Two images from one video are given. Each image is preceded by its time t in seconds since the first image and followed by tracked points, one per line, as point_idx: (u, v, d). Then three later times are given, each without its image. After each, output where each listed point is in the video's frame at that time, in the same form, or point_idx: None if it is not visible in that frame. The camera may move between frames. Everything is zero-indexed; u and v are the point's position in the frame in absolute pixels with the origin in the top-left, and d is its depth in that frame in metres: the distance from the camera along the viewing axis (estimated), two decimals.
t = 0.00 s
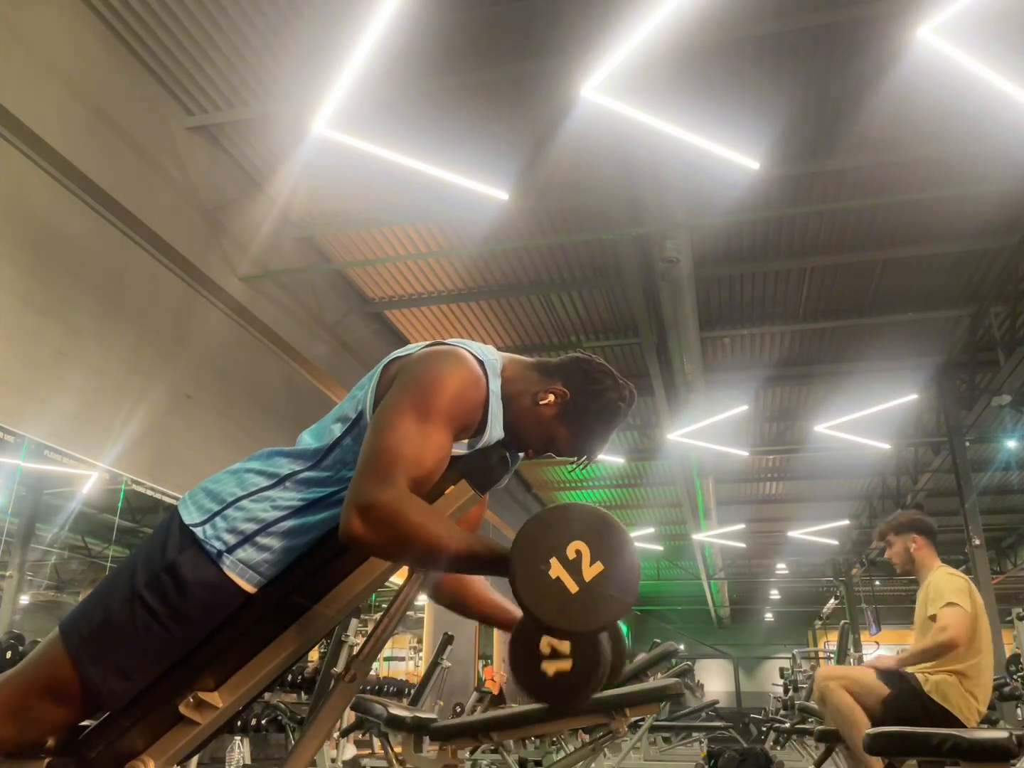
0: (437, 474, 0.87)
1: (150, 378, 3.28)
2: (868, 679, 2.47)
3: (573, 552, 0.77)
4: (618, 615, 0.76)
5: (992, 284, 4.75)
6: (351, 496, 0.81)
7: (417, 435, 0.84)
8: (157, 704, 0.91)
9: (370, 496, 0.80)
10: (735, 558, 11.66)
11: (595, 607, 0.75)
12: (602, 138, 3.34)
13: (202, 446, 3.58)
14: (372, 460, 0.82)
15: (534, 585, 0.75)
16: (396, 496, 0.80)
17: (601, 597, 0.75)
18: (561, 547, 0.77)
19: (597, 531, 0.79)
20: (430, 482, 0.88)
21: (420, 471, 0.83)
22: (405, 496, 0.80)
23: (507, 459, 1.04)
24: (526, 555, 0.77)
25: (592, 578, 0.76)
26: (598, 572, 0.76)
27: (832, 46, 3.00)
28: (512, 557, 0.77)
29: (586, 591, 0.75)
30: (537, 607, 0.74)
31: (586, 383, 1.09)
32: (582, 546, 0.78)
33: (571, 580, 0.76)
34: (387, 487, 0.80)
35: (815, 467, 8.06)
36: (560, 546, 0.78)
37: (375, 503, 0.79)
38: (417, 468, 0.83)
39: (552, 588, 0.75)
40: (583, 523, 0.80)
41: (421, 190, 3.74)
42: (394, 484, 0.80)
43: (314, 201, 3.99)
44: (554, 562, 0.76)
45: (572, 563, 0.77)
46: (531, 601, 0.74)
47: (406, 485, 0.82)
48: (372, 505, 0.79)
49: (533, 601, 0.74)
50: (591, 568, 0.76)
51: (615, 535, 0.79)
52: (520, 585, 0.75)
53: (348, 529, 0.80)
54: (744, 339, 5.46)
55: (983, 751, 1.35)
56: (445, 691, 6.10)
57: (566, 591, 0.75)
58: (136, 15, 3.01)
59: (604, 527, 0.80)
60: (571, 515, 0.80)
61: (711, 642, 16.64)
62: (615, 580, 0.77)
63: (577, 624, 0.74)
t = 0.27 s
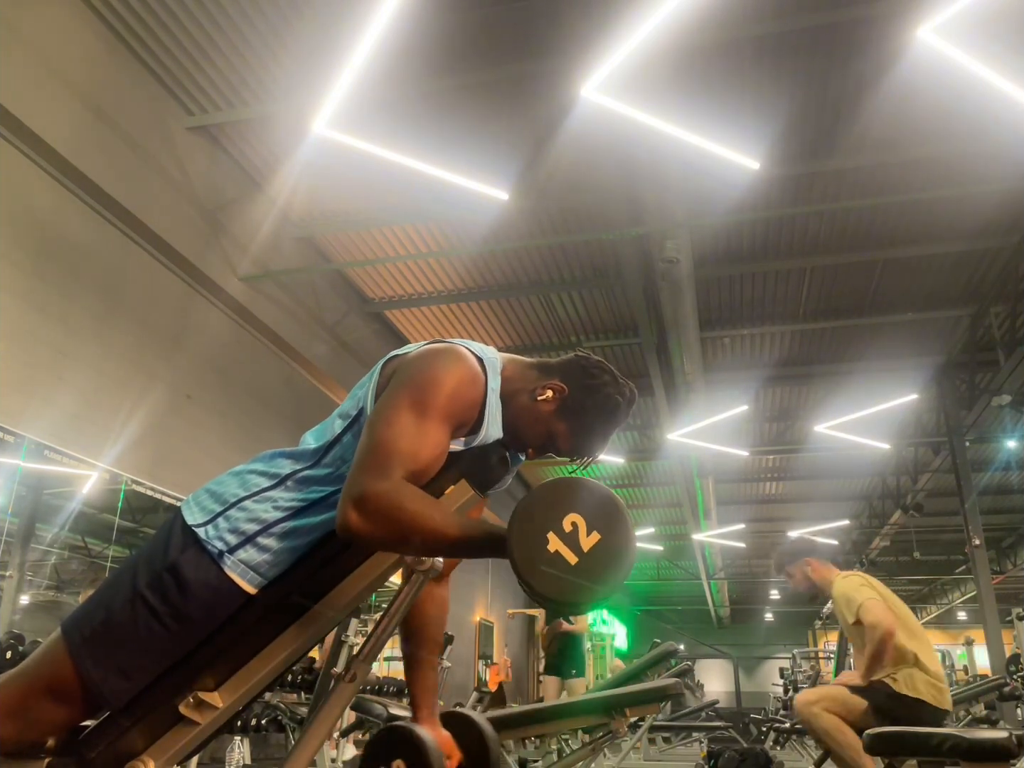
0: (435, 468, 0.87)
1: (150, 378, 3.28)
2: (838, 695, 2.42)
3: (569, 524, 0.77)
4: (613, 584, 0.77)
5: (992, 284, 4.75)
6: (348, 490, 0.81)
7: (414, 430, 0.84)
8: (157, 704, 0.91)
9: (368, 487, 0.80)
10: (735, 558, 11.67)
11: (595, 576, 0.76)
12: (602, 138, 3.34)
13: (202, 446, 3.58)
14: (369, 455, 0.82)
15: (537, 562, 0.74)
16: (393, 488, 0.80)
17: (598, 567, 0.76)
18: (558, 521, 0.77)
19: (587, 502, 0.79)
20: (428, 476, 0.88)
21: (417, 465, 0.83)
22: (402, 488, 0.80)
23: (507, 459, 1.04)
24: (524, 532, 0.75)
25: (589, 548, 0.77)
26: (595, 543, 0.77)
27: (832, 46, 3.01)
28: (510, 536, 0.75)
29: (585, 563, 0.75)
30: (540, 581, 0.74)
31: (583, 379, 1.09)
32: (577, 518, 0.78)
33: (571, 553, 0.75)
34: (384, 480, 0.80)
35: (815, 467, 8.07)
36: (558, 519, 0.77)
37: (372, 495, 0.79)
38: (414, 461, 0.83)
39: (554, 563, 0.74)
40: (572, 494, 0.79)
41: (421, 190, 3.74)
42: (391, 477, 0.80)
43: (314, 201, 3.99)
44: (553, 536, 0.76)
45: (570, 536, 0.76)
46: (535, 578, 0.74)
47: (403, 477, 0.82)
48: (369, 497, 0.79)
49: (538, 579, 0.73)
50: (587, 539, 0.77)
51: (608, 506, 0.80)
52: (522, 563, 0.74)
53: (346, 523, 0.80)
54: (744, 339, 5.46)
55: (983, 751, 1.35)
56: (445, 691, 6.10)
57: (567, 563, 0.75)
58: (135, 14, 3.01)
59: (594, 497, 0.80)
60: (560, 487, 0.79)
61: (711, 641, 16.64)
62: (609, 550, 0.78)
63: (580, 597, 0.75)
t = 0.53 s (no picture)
0: (435, 467, 0.88)
1: (150, 378, 3.28)
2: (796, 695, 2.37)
3: (567, 536, 0.77)
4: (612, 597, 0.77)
5: (992, 284, 4.75)
6: (348, 488, 0.81)
7: (414, 429, 0.84)
8: (157, 705, 0.91)
9: (368, 486, 0.80)
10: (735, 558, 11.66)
11: (594, 587, 0.75)
12: (602, 137, 3.34)
13: (202, 446, 3.58)
14: (369, 453, 0.82)
15: (533, 572, 0.75)
16: (393, 487, 0.80)
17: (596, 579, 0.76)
18: (556, 532, 0.77)
19: (589, 513, 0.79)
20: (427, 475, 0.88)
21: (418, 465, 0.83)
22: (402, 487, 0.80)
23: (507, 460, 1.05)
24: (522, 541, 0.76)
25: (588, 560, 0.76)
26: (593, 555, 0.77)
27: (832, 46, 3.01)
28: (508, 543, 0.76)
29: (582, 575, 0.75)
30: (534, 591, 0.74)
31: (581, 377, 1.09)
32: (577, 529, 0.78)
33: (567, 564, 0.75)
34: (384, 479, 0.80)
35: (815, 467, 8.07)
36: (556, 530, 0.77)
37: (372, 495, 0.79)
38: (415, 461, 0.83)
39: (550, 573, 0.74)
40: (573, 505, 0.79)
41: (421, 190, 3.74)
42: (391, 476, 0.81)
43: (314, 201, 3.99)
44: (551, 546, 0.76)
45: (568, 546, 0.76)
46: (531, 588, 0.74)
47: (403, 477, 0.82)
48: (369, 496, 0.79)
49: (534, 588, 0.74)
50: (586, 550, 0.77)
51: (608, 519, 0.79)
52: (518, 572, 0.75)
53: (345, 521, 0.80)
54: (744, 339, 5.46)
55: (983, 751, 1.35)
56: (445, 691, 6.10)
57: (563, 574, 0.75)
58: (135, 14, 3.01)
59: (595, 509, 0.80)
60: (561, 497, 0.80)
61: (711, 641, 16.64)
62: (608, 563, 0.77)
63: (576, 608, 0.74)
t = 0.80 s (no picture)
0: (435, 469, 0.88)
1: (150, 378, 3.28)
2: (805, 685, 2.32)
3: (569, 541, 0.77)
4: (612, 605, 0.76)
5: (992, 284, 4.75)
6: (348, 489, 0.81)
7: (415, 430, 0.84)
8: (157, 705, 0.91)
9: (367, 487, 0.80)
10: (735, 558, 11.66)
11: (594, 595, 0.75)
12: (602, 138, 3.34)
13: (202, 446, 3.58)
14: (369, 454, 0.82)
15: (533, 577, 0.75)
16: (394, 489, 0.80)
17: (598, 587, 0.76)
18: (557, 537, 0.77)
19: (590, 520, 0.79)
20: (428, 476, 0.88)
21: (418, 466, 0.83)
22: (402, 489, 0.81)
23: (506, 459, 1.05)
24: (522, 545, 0.76)
25: (588, 566, 0.76)
26: (593, 562, 0.76)
27: (833, 46, 3.01)
28: (508, 547, 0.76)
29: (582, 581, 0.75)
30: (532, 596, 0.74)
31: (577, 375, 1.09)
32: (578, 535, 0.78)
33: (568, 570, 0.75)
34: (384, 480, 0.80)
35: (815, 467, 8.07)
36: (557, 535, 0.77)
37: (372, 497, 0.79)
38: (415, 462, 0.83)
39: (549, 578, 0.75)
40: (573, 512, 0.80)
41: (421, 190, 3.74)
42: (392, 477, 0.81)
43: (314, 201, 3.99)
44: (551, 552, 0.76)
45: (568, 552, 0.76)
46: (531, 593, 0.74)
47: (404, 478, 0.82)
48: (369, 498, 0.79)
49: (532, 593, 0.74)
50: (586, 557, 0.77)
51: (610, 526, 0.79)
52: (519, 577, 0.75)
53: (346, 521, 0.80)
54: (744, 339, 5.46)
55: (982, 751, 1.35)
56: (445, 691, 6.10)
57: (562, 581, 0.75)
58: (135, 15, 3.01)
59: (597, 516, 0.80)
60: (561, 504, 0.80)
61: (711, 641, 16.63)
62: (609, 571, 0.77)
63: (576, 615, 0.74)
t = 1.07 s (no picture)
0: (433, 469, 0.88)
1: (150, 378, 3.27)
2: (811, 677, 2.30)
3: (569, 543, 0.77)
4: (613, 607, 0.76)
5: (992, 284, 4.75)
6: (346, 489, 0.81)
7: (415, 430, 0.84)
8: (157, 706, 0.91)
9: (367, 487, 0.80)
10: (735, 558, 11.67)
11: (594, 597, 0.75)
12: (602, 138, 3.34)
13: (202, 446, 3.58)
14: (368, 453, 0.82)
15: (533, 579, 0.75)
16: (392, 490, 0.80)
17: (597, 589, 0.75)
18: (557, 540, 0.77)
19: (589, 523, 0.80)
20: (426, 477, 0.88)
21: (416, 466, 0.83)
22: (401, 490, 0.80)
23: (506, 459, 1.05)
24: (521, 546, 0.77)
25: (586, 568, 0.76)
26: (593, 564, 0.77)
27: (833, 46, 3.01)
28: (507, 550, 0.77)
29: (581, 582, 0.75)
30: (532, 597, 0.74)
31: (577, 373, 1.09)
32: (577, 538, 0.78)
33: (566, 571, 0.75)
34: (383, 481, 0.80)
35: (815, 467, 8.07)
36: (556, 538, 0.78)
37: (371, 497, 0.79)
38: (414, 462, 0.83)
39: (548, 579, 0.75)
40: (573, 514, 0.80)
41: (420, 190, 3.75)
42: (391, 477, 0.81)
43: (314, 200, 3.99)
44: (550, 554, 0.76)
45: (567, 554, 0.77)
46: (530, 595, 0.74)
47: (402, 479, 0.82)
48: (369, 498, 0.79)
49: (531, 594, 0.74)
50: (586, 560, 0.77)
51: (610, 528, 0.80)
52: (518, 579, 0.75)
53: (344, 521, 0.80)
54: (744, 339, 5.46)
55: (983, 751, 1.35)
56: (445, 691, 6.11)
57: (561, 582, 0.75)
58: (135, 15, 3.01)
59: (597, 520, 0.80)
60: (561, 506, 0.80)
61: (711, 641, 16.64)
62: (608, 573, 0.77)
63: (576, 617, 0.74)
